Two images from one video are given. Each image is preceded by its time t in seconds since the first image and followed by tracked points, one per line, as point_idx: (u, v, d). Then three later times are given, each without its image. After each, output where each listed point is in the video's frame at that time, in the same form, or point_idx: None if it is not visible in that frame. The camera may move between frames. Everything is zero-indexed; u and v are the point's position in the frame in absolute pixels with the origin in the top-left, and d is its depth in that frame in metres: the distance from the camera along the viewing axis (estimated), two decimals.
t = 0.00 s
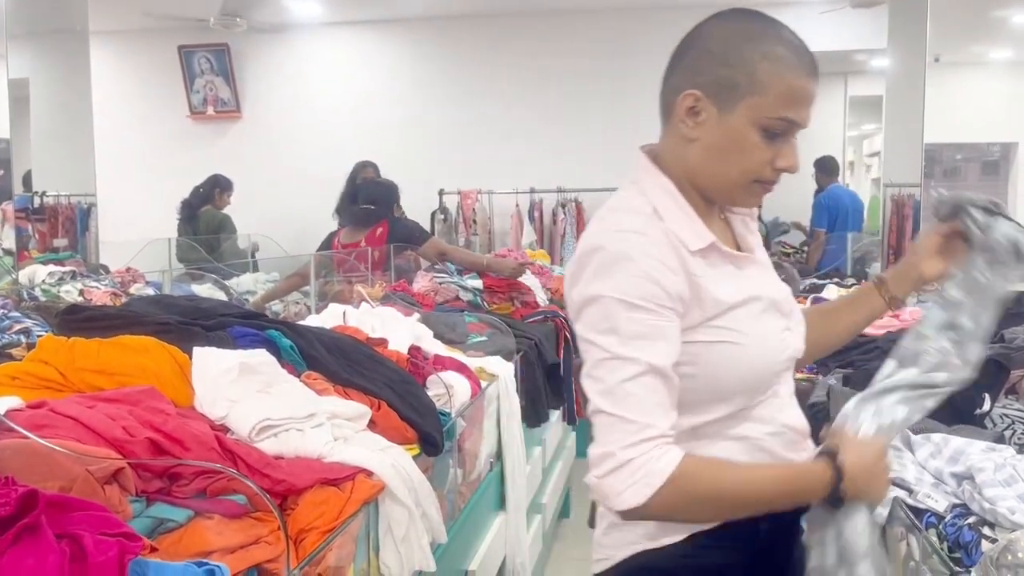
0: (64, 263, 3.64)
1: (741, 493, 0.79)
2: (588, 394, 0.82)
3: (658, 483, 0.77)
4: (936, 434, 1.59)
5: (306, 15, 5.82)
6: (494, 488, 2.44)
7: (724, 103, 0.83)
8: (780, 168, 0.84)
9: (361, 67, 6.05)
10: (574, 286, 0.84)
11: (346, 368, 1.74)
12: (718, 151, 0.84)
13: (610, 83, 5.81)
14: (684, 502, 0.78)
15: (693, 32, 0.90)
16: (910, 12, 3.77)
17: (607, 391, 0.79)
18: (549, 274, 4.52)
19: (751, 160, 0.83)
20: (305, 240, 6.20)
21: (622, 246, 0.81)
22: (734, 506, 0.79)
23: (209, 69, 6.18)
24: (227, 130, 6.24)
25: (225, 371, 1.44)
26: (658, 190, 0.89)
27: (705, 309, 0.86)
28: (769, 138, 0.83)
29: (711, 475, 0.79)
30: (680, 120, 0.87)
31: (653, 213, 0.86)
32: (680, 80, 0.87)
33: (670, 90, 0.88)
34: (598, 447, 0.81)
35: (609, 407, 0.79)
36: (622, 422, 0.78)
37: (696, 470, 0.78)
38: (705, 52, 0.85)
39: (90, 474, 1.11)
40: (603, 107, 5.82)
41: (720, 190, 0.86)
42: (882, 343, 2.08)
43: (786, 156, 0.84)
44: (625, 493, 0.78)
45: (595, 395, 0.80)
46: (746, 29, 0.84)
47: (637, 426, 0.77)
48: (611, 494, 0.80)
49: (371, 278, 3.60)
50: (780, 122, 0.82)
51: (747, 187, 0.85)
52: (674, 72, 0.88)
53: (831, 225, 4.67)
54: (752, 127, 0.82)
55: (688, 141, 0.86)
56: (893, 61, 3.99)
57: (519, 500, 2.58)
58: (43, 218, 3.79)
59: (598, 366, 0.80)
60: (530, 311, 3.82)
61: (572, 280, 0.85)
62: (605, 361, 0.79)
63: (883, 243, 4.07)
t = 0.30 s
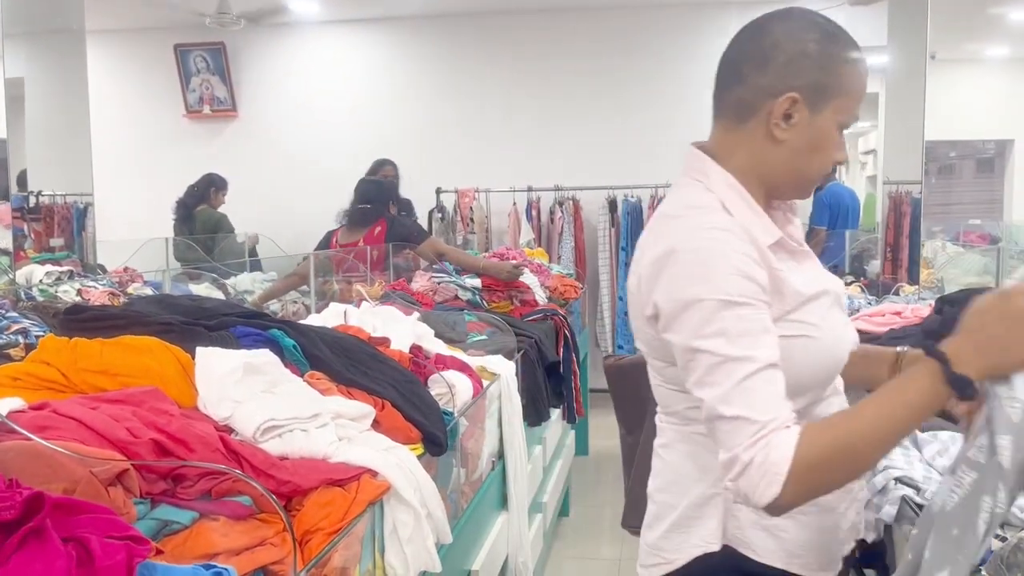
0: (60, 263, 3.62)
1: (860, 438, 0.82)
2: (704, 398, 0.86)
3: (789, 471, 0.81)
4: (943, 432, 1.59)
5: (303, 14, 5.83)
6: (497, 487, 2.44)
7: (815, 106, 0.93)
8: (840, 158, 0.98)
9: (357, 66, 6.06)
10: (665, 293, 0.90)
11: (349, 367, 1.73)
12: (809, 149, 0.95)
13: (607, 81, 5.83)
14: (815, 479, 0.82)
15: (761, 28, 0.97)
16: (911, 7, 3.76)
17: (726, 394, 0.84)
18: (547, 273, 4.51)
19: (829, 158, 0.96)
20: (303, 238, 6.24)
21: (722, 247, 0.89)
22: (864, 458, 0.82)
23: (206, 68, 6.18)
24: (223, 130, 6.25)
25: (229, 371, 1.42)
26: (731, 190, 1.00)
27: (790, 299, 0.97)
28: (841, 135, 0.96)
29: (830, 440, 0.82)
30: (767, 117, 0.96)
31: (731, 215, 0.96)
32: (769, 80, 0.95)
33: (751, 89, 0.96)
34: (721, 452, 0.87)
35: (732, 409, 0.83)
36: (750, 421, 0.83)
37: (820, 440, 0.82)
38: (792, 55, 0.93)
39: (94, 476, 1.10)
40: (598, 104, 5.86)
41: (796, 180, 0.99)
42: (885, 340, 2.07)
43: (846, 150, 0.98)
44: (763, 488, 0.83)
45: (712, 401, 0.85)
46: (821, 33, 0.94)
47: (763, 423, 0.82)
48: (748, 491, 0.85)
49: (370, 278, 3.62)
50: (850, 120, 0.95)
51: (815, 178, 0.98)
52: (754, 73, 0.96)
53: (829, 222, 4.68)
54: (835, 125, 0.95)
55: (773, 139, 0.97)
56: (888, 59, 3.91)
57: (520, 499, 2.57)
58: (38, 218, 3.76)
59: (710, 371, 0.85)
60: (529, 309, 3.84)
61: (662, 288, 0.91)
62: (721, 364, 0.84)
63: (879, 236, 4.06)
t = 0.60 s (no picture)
0: (56, 265, 3.60)
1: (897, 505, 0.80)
2: (728, 397, 0.83)
3: (807, 486, 0.79)
4: (950, 432, 1.57)
5: (298, 15, 5.85)
6: (498, 489, 2.42)
7: (843, 109, 0.94)
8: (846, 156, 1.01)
9: (354, 67, 6.07)
10: (701, 283, 0.87)
11: (349, 371, 1.71)
12: (835, 150, 0.97)
13: (603, 80, 5.82)
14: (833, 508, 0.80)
15: (779, 28, 0.96)
16: (911, 7, 3.69)
17: (752, 394, 0.81)
18: (546, 273, 4.49)
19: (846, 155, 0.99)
20: (301, 239, 6.24)
21: (760, 243, 0.85)
22: (889, 521, 0.80)
23: (201, 69, 6.20)
24: (219, 131, 6.28)
25: (230, 376, 1.40)
26: (760, 185, 0.97)
27: (819, 297, 0.95)
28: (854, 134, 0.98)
29: (865, 486, 0.80)
30: (798, 118, 0.95)
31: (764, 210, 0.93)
32: (800, 81, 0.93)
33: (781, 89, 0.94)
34: (732, 449, 0.84)
35: (757, 412, 0.81)
36: (774, 425, 0.80)
37: (851, 480, 0.80)
38: (823, 57, 0.92)
39: (94, 484, 1.08)
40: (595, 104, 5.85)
41: (815, 180, 1.01)
42: (889, 340, 2.05)
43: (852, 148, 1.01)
44: (768, 494, 0.81)
45: (735, 399, 0.82)
46: (846, 35, 0.94)
47: (787, 427, 0.80)
48: (753, 495, 0.82)
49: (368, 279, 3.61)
50: (862, 120, 0.98)
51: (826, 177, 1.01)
52: (783, 72, 0.94)
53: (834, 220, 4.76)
54: (854, 126, 0.97)
55: (803, 140, 0.96)
56: (886, 57, 3.85)
57: (521, 501, 2.56)
58: (33, 220, 3.76)
59: (737, 367, 0.83)
60: (527, 310, 3.83)
61: (695, 280, 0.88)
62: (747, 362, 0.82)
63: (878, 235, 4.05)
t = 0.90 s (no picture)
0: (50, 272, 3.59)
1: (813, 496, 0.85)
2: (671, 399, 0.84)
3: (738, 491, 0.82)
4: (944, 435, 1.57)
5: (290, 18, 5.85)
6: (494, 493, 2.42)
7: (809, 108, 0.94)
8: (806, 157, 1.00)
9: (347, 69, 6.09)
10: (656, 286, 0.86)
11: (343, 377, 1.70)
12: (802, 149, 0.96)
13: (597, 81, 5.82)
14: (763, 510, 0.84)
15: (743, 30, 0.95)
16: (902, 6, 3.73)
17: (695, 401, 0.82)
18: (541, 275, 4.49)
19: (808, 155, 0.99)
20: (297, 242, 6.26)
21: (726, 249, 0.84)
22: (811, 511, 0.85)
23: (194, 73, 6.22)
24: (213, 135, 6.29)
25: (222, 383, 1.39)
26: (729, 186, 0.94)
27: (781, 302, 0.91)
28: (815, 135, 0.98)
29: (791, 480, 0.85)
30: (768, 118, 0.94)
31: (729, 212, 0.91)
32: (770, 81, 0.92)
33: (751, 90, 0.93)
34: (669, 446, 0.85)
35: (694, 416, 0.82)
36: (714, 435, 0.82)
37: (782, 475, 0.84)
38: (791, 59, 0.92)
39: (85, 495, 1.07)
40: (588, 106, 5.85)
41: (781, 180, 0.99)
42: (884, 341, 2.05)
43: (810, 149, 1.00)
44: (699, 495, 0.83)
45: (679, 403, 0.83)
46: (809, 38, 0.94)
47: (724, 436, 0.82)
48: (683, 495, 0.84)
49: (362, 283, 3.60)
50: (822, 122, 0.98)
51: (788, 179, 0.99)
52: (753, 73, 0.92)
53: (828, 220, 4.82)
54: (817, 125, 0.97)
55: (773, 139, 0.95)
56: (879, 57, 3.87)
57: (518, 504, 2.55)
58: (26, 226, 3.75)
59: (684, 371, 0.83)
60: (523, 312, 3.82)
61: (659, 280, 0.86)
62: (693, 367, 0.82)
63: (874, 235, 4.06)
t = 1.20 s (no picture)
0: (44, 279, 3.58)
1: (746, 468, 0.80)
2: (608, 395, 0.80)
3: (680, 478, 0.76)
4: (939, 437, 1.57)
5: (284, 22, 5.85)
6: (489, 499, 2.41)
7: (751, 110, 0.90)
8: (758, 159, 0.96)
9: (341, 74, 6.10)
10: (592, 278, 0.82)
11: (335, 384, 1.68)
12: (747, 151, 0.91)
13: (590, 84, 5.82)
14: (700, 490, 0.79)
15: (682, 36, 0.91)
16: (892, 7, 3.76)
17: (632, 392, 0.77)
18: (536, 279, 4.48)
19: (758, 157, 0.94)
20: (292, 247, 6.26)
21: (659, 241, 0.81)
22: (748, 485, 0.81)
23: (187, 80, 6.24)
24: (206, 142, 6.30)
25: (211, 392, 1.37)
26: (672, 191, 0.90)
27: (716, 301, 0.90)
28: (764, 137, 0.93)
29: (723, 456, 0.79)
30: (708, 121, 0.90)
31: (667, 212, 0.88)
32: (708, 85, 0.88)
33: (688, 95, 0.89)
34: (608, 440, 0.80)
35: (632, 408, 0.77)
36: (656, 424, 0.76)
37: (717, 458, 0.79)
38: (725, 63, 0.88)
39: (70, 506, 1.06)
40: (581, 109, 5.85)
41: (730, 184, 0.95)
42: (879, 342, 2.04)
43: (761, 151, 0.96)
44: (642, 486, 0.77)
45: (617, 394, 0.78)
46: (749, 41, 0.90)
47: (663, 427, 0.77)
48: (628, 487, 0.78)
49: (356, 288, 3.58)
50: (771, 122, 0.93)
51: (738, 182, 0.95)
52: (690, 80, 0.89)
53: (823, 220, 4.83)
54: (763, 126, 0.93)
55: (714, 144, 0.90)
56: (872, 57, 3.89)
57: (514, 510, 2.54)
58: (20, 234, 3.76)
59: (620, 364, 0.78)
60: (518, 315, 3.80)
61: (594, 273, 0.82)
62: (629, 360, 0.78)
63: (868, 235, 4.05)
